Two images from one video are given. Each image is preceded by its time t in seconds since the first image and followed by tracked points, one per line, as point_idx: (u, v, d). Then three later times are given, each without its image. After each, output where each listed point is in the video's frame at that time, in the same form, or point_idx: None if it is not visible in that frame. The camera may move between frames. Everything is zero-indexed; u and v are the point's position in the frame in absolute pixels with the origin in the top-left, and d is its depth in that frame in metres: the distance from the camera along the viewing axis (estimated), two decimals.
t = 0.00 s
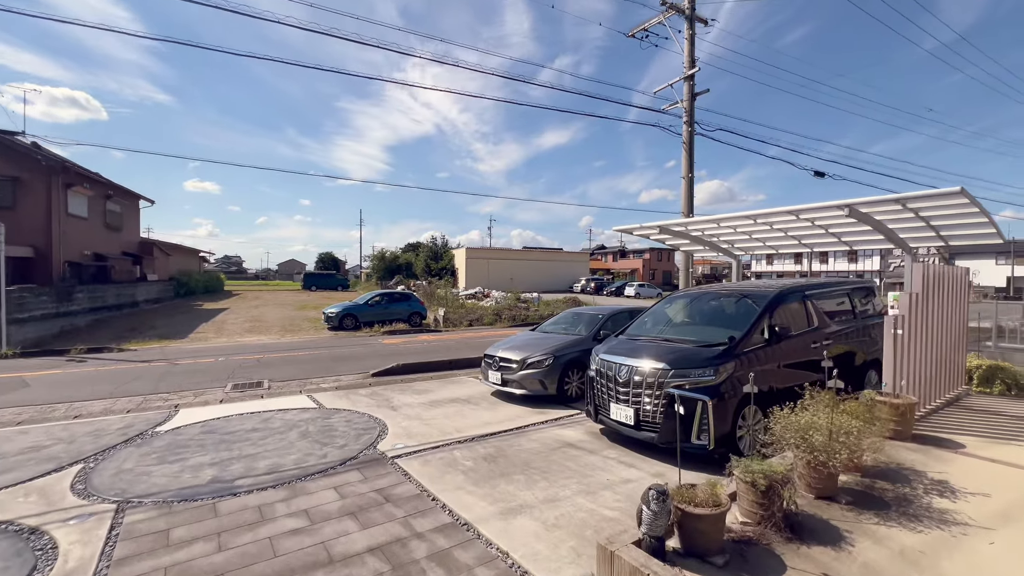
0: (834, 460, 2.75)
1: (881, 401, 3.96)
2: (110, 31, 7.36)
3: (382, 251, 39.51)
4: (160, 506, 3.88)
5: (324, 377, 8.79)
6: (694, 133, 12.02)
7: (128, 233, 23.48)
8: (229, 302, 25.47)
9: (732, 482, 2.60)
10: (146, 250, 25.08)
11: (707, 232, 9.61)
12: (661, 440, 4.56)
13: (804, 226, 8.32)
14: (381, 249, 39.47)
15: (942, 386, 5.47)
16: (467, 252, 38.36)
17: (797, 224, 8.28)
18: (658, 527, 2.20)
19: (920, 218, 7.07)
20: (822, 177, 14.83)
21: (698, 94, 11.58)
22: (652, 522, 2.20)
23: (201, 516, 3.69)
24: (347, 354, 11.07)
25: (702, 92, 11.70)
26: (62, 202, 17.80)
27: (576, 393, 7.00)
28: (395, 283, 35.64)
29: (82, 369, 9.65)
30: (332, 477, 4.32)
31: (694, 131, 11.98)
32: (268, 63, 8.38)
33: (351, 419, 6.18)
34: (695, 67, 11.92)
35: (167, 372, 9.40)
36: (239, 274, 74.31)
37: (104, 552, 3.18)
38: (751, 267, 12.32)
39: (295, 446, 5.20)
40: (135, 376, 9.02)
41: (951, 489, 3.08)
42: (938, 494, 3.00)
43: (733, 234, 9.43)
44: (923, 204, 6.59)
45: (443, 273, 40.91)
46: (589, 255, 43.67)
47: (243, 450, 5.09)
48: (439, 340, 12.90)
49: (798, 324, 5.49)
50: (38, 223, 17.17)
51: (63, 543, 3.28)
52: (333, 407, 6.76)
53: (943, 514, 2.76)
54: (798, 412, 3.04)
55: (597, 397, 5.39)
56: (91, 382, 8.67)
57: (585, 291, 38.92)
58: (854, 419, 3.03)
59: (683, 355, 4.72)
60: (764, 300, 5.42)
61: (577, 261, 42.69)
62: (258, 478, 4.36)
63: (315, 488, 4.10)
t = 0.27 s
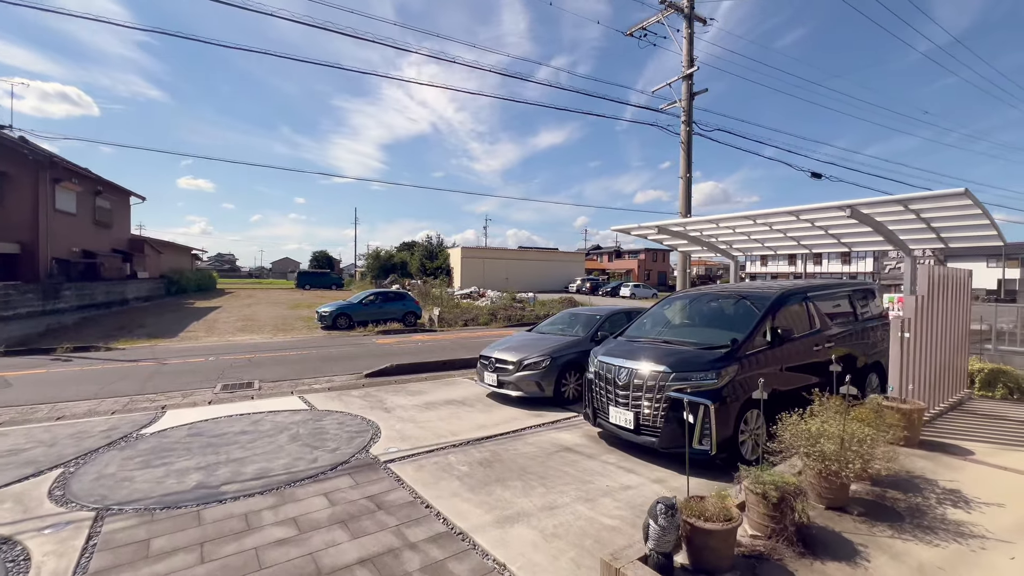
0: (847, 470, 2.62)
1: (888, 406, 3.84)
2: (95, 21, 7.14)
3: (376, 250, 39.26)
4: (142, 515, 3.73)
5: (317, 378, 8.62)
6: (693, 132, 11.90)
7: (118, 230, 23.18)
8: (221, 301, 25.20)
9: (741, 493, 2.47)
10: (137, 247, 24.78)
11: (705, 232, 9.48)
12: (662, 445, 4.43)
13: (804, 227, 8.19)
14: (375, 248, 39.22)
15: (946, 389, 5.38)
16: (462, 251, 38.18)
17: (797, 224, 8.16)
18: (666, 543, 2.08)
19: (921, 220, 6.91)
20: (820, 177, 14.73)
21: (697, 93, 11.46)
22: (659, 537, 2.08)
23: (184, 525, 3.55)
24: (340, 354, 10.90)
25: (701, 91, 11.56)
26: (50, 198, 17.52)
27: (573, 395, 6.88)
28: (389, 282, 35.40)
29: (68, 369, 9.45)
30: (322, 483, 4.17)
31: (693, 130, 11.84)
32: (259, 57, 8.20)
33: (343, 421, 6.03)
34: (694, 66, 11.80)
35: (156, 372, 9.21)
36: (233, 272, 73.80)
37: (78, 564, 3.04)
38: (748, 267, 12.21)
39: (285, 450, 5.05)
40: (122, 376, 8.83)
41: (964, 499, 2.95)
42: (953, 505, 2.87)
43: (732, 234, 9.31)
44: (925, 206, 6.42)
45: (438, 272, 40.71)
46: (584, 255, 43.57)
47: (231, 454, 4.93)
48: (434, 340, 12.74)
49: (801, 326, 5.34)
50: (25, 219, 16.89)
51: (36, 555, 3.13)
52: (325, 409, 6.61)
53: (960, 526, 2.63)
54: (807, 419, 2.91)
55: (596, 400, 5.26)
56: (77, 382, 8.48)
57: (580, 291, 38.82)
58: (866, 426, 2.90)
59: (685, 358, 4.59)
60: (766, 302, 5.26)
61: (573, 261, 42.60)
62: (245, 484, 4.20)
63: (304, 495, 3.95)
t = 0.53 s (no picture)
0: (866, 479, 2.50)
1: (902, 411, 3.72)
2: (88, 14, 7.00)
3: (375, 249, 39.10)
4: (131, 521, 3.61)
5: (314, 378, 8.49)
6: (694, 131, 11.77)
7: (114, 228, 23.00)
8: (218, 299, 25.02)
9: (757, 503, 2.35)
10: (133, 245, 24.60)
11: (708, 232, 9.36)
12: (667, 449, 4.31)
13: (808, 227, 8.06)
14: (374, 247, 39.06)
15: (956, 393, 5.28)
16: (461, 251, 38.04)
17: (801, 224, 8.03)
18: (681, 558, 1.97)
19: (928, 220, 6.77)
20: (821, 177, 14.61)
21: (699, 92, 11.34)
22: (673, 551, 1.97)
23: (174, 532, 3.42)
24: (337, 354, 10.77)
25: (702, 90, 11.43)
26: (44, 195, 17.35)
27: (574, 397, 6.76)
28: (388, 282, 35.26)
29: (61, 368, 9.32)
30: (317, 487, 4.05)
31: (694, 129, 11.70)
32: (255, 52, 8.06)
33: (340, 423, 5.91)
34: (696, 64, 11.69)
35: (150, 371, 9.08)
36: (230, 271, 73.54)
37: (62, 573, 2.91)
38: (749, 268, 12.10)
39: (280, 452, 4.92)
40: (115, 376, 8.69)
41: (985, 508, 2.83)
42: (975, 514, 2.76)
43: (734, 234, 9.19)
44: (933, 206, 6.29)
45: (437, 271, 40.56)
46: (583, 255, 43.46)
47: (225, 457, 4.81)
48: (433, 340, 12.61)
49: (808, 327, 5.22)
50: (19, 216, 16.72)
51: (19, 564, 3.01)
52: (321, 410, 6.48)
53: (985, 538, 2.51)
54: (823, 424, 2.80)
55: (599, 402, 5.14)
56: (69, 381, 8.34)
57: (579, 291, 38.72)
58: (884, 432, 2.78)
59: (690, 360, 4.46)
60: (774, 302, 5.13)
61: (571, 261, 42.50)
62: (238, 488, 4.08)
63: (299, 500, 3.83)
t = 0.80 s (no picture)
0: (898, 495, 2.35)
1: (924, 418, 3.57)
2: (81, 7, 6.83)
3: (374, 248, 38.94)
4: (121, 530, 3.46)
5: (312, 379, 8.35)
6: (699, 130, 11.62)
7: (111, 225, 22.81)
8: (217, 298, 24.88)
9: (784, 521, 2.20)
10: (131, 243, 24.43)
11: (713, 232, 9.21)
12: (677, 456, 4.17)
13: (817, 227, 7.89)
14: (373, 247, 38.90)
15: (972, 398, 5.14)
16: (461, 250, 37.90)
17: (809, 225, 7.87)
18: None
19: (940, 220, 6.61)
20: (826, 178, 14.45)
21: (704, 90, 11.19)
22: None
23: (165, 542, 3.28)
24: (336, 354, 10.63)
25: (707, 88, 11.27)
26: (41, 192, 17.16)
27: (578, 400, 6.62)
28: (387, 281, 35.12)
29: (55, 368, 9.16)
30: (315, 495, 3.90)
31: (699, 128, 11.55)
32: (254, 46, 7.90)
33: (339, 426, 5.76)
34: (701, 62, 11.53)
35: (145, 371, 8.92)
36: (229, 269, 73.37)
37: None
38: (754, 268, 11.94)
39: (277, 457, 4.78)
40: (110, 376, 8.54)
41: (1018, 524, 2.68)
42: (1008, 530, 2.61)
43: (740, 234, 9.03)
44: (947, 207, 6.14)
45: (437, 271, 40.43)
46: (583, 255, 43.31)
47: (220, 462, 4.66)
48: (433, 341, 12.46)
49: (821, 331, 5.07)
50: (15, 213, 16.54)
51: None
52: (320, 413, 6.34)
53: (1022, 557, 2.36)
54: (849, 434, 2.64)
55: (605, 407, 5.00)
56: (63, 381, 8.19)
57: (579, 291, 38.59)
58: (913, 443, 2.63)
59: (701, 364, 4.31)
60: (786, 305, 4.97)
61: (572, 261, 42.39)
62: (233, 495, 3.93)
63: (297, 508, 3.69)
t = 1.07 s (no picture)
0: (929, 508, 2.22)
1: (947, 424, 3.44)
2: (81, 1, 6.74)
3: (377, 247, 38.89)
4: (115, 535, 3.35)
5: (314, 379, 8.25)
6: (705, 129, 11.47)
7: (114, 223, 22.77)
8: (219, 297, 24.84)
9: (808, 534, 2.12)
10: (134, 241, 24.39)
11: (720, 232, 9.07)
12: (688, 461, 4.06)
13: (826, 227, 7.74)
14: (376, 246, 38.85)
15: (992, 401, 5.00)
16: (463, 250, 37.81)
17: (819, 224, 7.72)
18: None
19: (955, 220, 6.45)
20: (833, 178, 14.28)
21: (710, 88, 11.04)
22: None
23: (160, 549, 3.18)
24: (338, 354, 10.53)
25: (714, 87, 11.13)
26: (43, 190, 17.11)
27: (584, 401, 6.49)
28: (390, 280, 35.06)
29: (55, 367, 9.08)
30: (315, 500, 3.80)
31: (705, 126, 11.40)
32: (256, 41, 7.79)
33: (340, 428, 5.65)
34: (707, 60, 11.39)
35: (145, 371, 8.83)
36: (232, 268, 73.45)
37: None
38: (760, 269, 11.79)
39: (276, 459, 4.66)
40: (110, 375, 8.45)
41: None
42: None
43: (748, 234, 8.89)
44: (963, 206, 5.98)
45: (439, 270, 40.37)
46: (585, 255, 43.18)
47: (218, 464, 4.55)
48: (436, 341, 12.35)
49: (835, 332, 4.93)
50: (17, 211, 16.50)
51: None
52: (321, 413, 6.24)
53: None
54: (874, 441, 2.52)
55: (612, 409, 4.87)
56: (62, 380, 8.11)
57: (582, 292, 38.46)
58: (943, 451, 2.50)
59: (713, 367, 4.18)
60: (800, 306, 4.83)
61: (574, 261, 42.26)
62: (231, 500, 3.82)
63: (296, 514, 3.58)
